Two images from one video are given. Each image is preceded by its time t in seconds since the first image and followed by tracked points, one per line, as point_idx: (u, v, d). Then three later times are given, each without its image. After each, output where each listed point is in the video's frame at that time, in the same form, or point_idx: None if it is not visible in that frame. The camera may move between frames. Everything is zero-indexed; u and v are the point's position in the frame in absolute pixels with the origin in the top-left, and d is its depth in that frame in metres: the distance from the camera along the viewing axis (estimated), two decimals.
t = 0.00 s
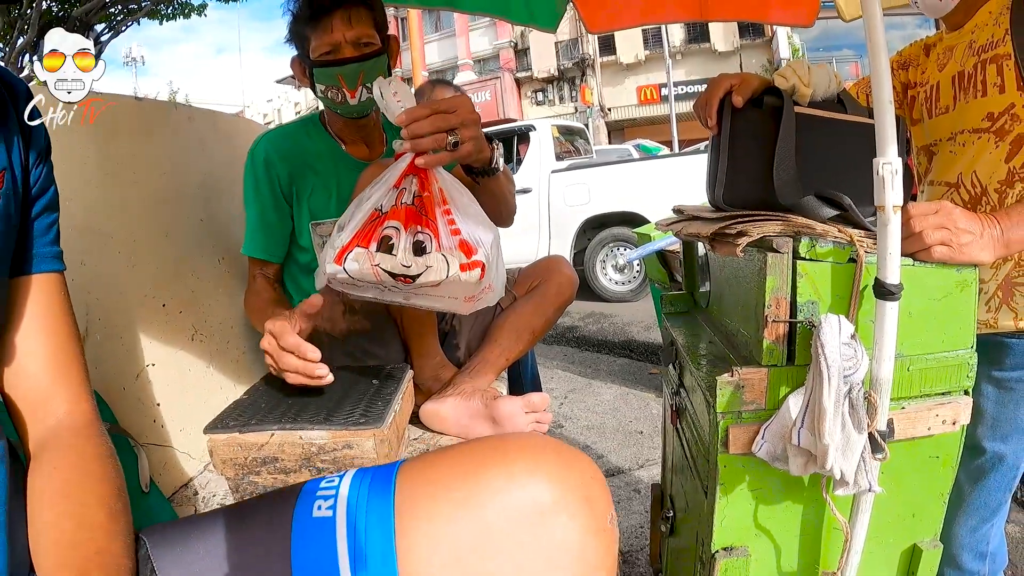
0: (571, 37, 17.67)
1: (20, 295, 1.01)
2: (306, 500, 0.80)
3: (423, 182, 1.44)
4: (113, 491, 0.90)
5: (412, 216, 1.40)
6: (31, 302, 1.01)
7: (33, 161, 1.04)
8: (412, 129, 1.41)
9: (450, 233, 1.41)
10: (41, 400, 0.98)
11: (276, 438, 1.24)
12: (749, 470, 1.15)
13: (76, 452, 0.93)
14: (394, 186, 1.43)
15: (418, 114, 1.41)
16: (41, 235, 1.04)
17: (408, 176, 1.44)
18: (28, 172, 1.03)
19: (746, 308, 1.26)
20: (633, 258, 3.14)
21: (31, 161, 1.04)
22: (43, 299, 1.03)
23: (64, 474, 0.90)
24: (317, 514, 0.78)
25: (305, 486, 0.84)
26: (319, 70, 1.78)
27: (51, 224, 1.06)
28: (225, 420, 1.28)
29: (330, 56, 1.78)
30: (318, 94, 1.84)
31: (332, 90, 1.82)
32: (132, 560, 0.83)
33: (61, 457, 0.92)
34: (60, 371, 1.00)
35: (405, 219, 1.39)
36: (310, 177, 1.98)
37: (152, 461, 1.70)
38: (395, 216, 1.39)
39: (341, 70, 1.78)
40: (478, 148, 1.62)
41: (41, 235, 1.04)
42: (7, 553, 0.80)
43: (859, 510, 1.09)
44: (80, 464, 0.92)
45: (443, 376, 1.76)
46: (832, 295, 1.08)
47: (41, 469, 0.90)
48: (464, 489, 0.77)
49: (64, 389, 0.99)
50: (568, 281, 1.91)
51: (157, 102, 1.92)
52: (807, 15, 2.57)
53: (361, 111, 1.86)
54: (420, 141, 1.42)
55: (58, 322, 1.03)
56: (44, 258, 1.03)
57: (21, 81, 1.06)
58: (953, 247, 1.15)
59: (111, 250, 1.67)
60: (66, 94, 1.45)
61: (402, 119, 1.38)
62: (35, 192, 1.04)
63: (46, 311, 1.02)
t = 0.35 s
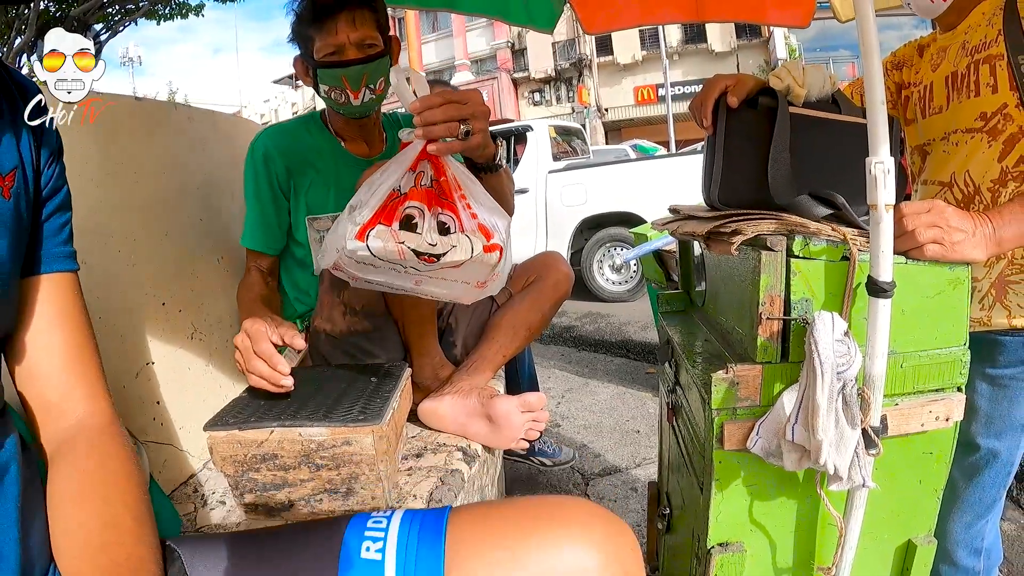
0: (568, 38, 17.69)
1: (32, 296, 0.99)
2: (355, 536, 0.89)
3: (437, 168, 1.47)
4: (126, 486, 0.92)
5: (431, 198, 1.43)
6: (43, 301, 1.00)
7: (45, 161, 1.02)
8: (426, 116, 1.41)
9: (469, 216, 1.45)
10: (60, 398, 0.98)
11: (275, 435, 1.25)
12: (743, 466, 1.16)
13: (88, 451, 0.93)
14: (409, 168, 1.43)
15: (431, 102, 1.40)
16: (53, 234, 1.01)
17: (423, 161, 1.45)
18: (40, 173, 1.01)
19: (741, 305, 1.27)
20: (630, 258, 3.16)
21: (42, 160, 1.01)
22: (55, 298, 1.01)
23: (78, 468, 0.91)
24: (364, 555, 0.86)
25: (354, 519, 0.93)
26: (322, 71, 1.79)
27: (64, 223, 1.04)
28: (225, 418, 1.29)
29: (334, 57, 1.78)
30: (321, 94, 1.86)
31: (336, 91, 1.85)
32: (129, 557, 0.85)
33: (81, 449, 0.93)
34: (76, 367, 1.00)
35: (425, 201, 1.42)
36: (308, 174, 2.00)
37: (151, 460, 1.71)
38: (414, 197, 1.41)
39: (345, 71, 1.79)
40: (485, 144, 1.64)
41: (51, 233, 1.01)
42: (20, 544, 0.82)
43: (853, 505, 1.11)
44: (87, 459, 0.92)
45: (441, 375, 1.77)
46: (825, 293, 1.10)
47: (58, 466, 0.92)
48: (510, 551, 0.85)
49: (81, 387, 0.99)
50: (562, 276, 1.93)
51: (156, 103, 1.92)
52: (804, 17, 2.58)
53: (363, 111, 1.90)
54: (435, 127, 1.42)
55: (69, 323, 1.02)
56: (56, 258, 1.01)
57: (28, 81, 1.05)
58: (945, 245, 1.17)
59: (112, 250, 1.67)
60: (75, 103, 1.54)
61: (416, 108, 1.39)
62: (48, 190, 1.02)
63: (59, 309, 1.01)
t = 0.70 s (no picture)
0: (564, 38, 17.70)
1: (44, 290, 0.95)
2: (373, 555, 0.92)
3: (454, 150, 1.47)
4: (129, 488, 0.89)
5: (454, 178, 1.44)
6: (54, 292, 0.96)
7: (57, 156, 0.98)
8: (442, 97, 1.45)
9: (489, 196, 1.47)
10: (72, 393, 0.95)
11: (269, 432, 1.25)
12: (735, 463, 1.17)
13: (109, 453, 0.91)
14: (429, 147, 1.43)
15: (447, 87, 1.45)
16: (65, 230, 0.97)
17: (439, 142, 1.45)
18: (53, 169, 0.97)
19: (733, 303, 1.27)
20: (625, 258, 3.16)
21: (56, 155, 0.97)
22: (68, 292, 0.97)
23: (79, 465, 0.91)
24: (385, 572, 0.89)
25: (369, 539, 0.95)
26: (324, 72, 1.81)
27: (77, 219, 1.00)
28: (220, 415, 1.29)
29: (336, 60, 1.80)
30: (321, 94, 1.87)
31: (336, 92, 1.86)
32: (150, 558, 0.85)
33: (105, 439, 0.93)
34: (90, 361, 0.97)
35: (449, 179, 1.42)
36: (304, 171, 2.01)
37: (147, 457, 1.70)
38: (439, 175, 1.42)
39: (346, 74, 1.81)
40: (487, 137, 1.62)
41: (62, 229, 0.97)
42: (23, 535, 0.82)
43: (845, 502, 1.11)
44: (97, 456, 0.91)
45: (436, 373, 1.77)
46: (816, 290, 1.10)
47: (73, 468, 0.90)
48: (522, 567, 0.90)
49: (92, 378, 0.97)
50: (552, 266, 1.90)
51: (154, 102, 1.92)
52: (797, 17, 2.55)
53: (361, 114, 1.91)
54: (449, 108, 1.46)
55: (82, 317, 0.98)
56: (69, 253, 0.97)
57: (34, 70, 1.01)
58: (936, 242, 1.17)
59: (109, 250, 1.67)
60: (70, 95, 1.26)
61: (436, 86, 1.44)
62: (59, 184, 0.98)
63: (72, 301, 0.98)
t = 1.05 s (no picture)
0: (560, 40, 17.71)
1: (51, 285, 0.94)
2: (366, 532, 0.92)
3: (475, 127, 1.53)
4: (128, 484, 0.90)
5: (481, 149, 1.49)
6: (60, 286, 0.94)
7: (66, 150, 0.95)
8: (462, 76, 1.49)
9: (512, 166, 1.54)
10: (74, 386, 0.94)
11: (259, 425, 1.24)
12: (725, 455, 1.16)
13: (113, 445, 0.92)
14: (455, 121, 1.47)
15: (468, 67, 1.49)
16: (71, 224, 0.95)
17: (463, 118, 1.51)
18: (60, 164, 0.94)
19: (723, 295, 1.27)
20: (620, 257, 3.16)
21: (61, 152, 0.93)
22: (73, 286, 0.95)
23: (67, 455, 0.90)
24: (376, 548, 0.89)
25: (362, 520, 0.95)
26: (331, 71, 1.84)
27: (83, 213, 0.97)
28: (210, 408, 1.29)
29: (343, 61, 1.84)
30: (325, 93, 1.90)
31: (340, 91, 1.89)
32: (145, 550, 0.86)
33: (112, 427, 0.94)
34: (95, 355, 0.96)
35: (477, 149, 1.48)
36: (299, 166, 2.01)
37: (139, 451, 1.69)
38: (467, 146, 1.47)
39: (353, 74, 1.84)
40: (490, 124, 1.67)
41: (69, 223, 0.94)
42: (22, 519, 0.81)
43: (837, 494, 1.11)
44: (96, 445, 0.91)
45: (428, 368, 1.77)
46: (805, 280, 1.10)
47: (78, 460, 0.90)
48: (505, 556, 0.88)
49: (96, 372, 0.96)
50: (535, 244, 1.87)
51: (146, 99, 1.93)
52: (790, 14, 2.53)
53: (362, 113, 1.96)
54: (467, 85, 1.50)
55: (86, 310, 0.97)
56: (73, 248, 0.95)
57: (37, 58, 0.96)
58: (926, 233, 1.17)
59: (104, 244, 1.70)
60: (66, 100, 0.91)
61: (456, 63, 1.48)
62: (66, 178, 0.94)
63: (77, 296, 0.96)
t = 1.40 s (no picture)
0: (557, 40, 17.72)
1: (36, 275, 0.95)
2: (346, 525, 0.90)
3: (484, 103, 1.64)
4: (109, 469, 0.91)
5: (493, 123, 1.61)
6: (48, 276, 0.96)
7: (58, 140, 0.98)
8: (465, 58, 1.62)
9: (522, 135, 1.66)
10: (56, 376, 0.94)
11: (245, 419, 1.23)
12: (716, 450, 1.15)
13: (92, 436, 0.92)
14: (466, 99, 1.58)
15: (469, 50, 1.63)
16: (59, 213, 0.97)
17: (472, 96, 1.62)
18: (51, 152, 0.96)
19: (713, 288, 1.26)
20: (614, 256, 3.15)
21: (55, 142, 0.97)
22: (59, 277, 0.97)
23: (49, 449, 0.90)
24: (357, 541, 0.87)
25: (343, 513, 0.94)
26: (333, 63, 1.87)
27: (71, 203, 0.99)
28: (197, 403, 1.27)
29: (345, 54, 1.88)
30: (325, 85, 1.92)
31: (342, 83, 1.91)
32: (123, 541, 0.85)
33: (94, 418, 0.94)
34: (77, 346, 0.97)
35: (490, 124, 1.59)
36: (290, 160, 2.00)
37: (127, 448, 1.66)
38: (481, 121, 1.58)
39: (355, 66, 1.88)
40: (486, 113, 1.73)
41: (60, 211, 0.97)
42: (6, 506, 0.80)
43: (830, 488, 1.09)
44: (78, 435, 0.91)
45: (419, 364, 1.75)
46: (796, 272, 1.09)
47: (54, 448, 0.90)
48: (490, 548, 0.87)
49: (79, 364, 0.96)
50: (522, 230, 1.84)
51: (137, 94, 1.91)
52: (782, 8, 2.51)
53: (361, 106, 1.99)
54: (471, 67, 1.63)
55: (71, 301, 0.98)
56: (61, 236, 0.97)
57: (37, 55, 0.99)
58: (918, 223, 1.15)
59: (91, 239, 1.65)
60: (67, 100, 0.94)
61: (460, 46, 1.61)
62: (58, 167, 0.97)
63: (63, 285, 0.97)
